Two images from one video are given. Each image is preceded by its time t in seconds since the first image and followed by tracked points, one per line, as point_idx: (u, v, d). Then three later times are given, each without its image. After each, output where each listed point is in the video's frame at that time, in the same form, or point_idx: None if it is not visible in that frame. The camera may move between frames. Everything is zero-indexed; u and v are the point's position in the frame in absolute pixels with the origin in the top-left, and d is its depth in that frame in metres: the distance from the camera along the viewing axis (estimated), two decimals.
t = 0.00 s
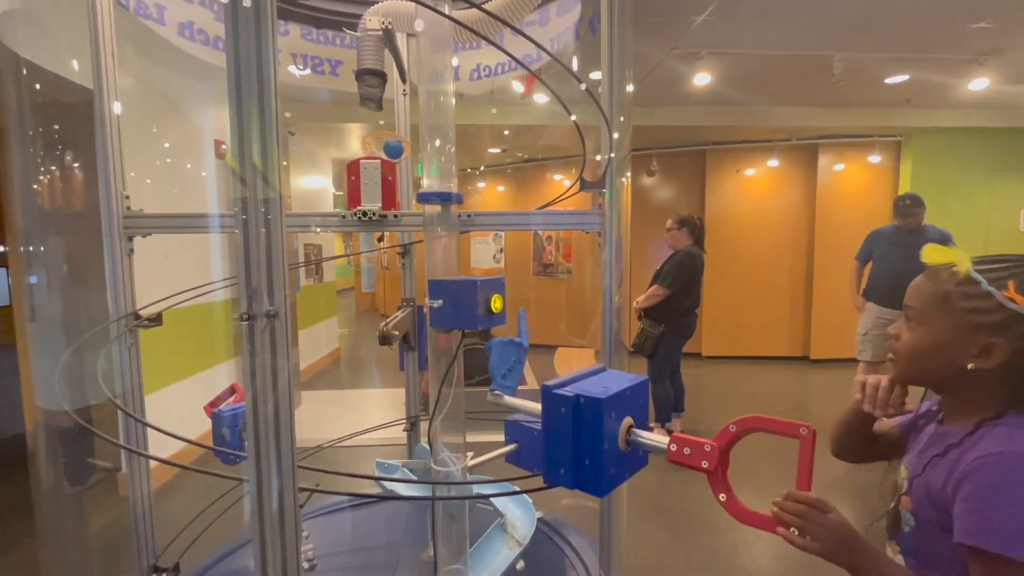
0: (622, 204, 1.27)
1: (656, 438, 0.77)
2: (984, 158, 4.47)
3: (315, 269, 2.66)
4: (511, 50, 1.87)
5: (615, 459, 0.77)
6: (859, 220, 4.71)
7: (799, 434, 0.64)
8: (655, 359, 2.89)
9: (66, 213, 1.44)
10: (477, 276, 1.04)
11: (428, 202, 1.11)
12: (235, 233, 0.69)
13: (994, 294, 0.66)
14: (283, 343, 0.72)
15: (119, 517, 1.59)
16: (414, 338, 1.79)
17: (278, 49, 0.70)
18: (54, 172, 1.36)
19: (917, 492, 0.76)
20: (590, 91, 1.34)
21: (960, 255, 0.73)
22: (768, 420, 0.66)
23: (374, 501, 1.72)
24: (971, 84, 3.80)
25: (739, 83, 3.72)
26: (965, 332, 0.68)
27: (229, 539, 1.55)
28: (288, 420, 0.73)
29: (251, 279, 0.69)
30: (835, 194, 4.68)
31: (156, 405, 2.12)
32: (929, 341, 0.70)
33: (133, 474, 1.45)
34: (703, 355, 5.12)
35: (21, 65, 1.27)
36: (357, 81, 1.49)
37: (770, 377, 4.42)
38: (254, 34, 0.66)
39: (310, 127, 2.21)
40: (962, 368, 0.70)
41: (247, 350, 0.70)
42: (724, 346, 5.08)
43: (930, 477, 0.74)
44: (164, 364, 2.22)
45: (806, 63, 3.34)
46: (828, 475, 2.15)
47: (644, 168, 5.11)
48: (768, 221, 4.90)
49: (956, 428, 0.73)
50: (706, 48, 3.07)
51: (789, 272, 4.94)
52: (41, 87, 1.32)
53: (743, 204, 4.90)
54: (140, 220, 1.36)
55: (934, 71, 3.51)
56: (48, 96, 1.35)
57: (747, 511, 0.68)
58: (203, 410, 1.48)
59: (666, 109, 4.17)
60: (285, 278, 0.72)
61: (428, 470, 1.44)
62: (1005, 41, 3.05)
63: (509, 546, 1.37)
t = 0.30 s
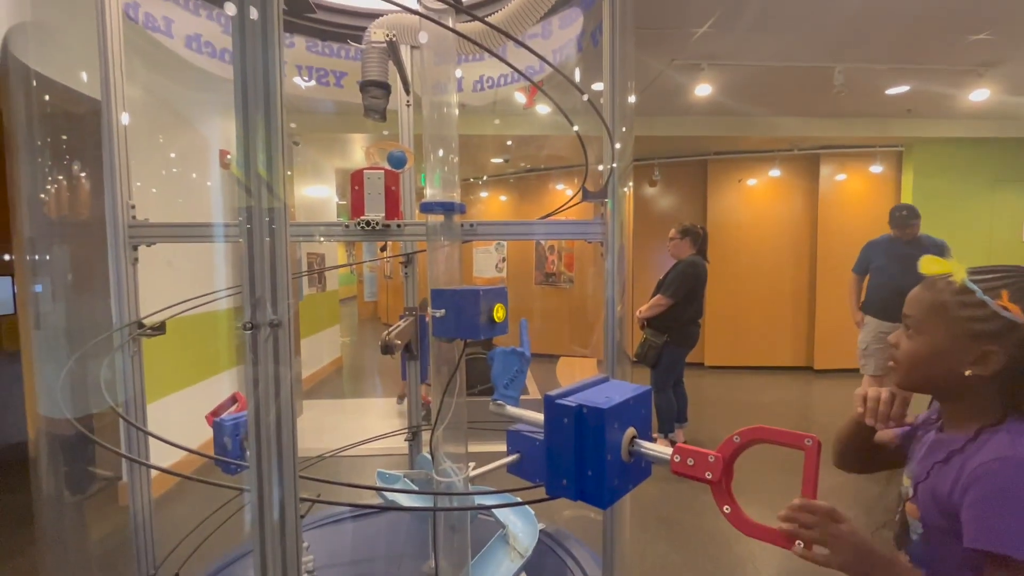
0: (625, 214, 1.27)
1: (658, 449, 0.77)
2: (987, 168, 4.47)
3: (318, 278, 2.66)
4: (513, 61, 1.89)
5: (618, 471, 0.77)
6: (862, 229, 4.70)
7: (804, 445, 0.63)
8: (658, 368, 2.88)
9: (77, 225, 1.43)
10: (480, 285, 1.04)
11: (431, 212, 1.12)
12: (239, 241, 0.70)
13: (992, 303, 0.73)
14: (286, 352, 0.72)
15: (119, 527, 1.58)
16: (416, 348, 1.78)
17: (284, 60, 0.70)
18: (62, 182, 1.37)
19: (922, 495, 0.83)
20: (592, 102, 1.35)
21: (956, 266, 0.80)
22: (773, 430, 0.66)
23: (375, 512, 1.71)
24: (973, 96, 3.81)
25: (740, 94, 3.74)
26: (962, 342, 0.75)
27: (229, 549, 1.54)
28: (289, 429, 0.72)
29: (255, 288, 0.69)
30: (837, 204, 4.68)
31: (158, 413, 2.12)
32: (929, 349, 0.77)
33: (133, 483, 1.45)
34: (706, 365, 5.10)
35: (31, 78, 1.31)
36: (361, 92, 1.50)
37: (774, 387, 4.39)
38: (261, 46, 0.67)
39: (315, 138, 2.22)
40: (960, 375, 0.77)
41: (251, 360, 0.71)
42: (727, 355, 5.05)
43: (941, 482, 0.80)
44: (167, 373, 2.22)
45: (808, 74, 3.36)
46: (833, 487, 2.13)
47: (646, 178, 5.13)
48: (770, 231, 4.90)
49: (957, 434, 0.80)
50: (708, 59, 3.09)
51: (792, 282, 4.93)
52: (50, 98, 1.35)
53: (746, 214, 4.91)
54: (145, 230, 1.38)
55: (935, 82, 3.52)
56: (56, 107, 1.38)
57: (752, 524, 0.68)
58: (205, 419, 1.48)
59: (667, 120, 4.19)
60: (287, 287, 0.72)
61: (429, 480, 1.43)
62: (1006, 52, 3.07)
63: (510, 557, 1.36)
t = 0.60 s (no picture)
0: (629, 220, 1.27)
1: (664, 456, 0.77)
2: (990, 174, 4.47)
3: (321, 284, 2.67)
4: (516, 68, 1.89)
5: (623, 478, 0.77)
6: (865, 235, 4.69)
7: (809, 453, 0.64)
8: (661, 374, 2.87)
9: (84, 231, 1.42)
10: (484, 291, 1.04)
11: (435, 218, 1.11)
12: (245, 247, 0.70)
13: (952, 314, 1.17)
14: (292, 358, 0.72)
15: (120, 533, 1.57)
16: (419, 354, 1.78)
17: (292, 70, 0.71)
18: (70, 188, 1.34)
19: (942, 487, 1.21)
20: (596, 108, 1.35)
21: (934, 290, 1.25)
22: (778, 437, 0.66)
23: (377, 518, 1.71)
24: (974, 103, 3.82)
25: (741, 102, 3.76)
26: (928, 343, 1.21)
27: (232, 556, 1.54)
28: (294, 435, 0.72)
29: (261, 294, 0.69)
30: (840, 210, 4.68)
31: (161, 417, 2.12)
32: (903, 351, 1.27)
33: (136, 490, 1.45)
34: (710, 372, 5.08)
35: (42, 86, 1.26)
36: (366, 99, 1.52)
37: (777, 394, 4.38)
38: (268, 54, 0.68)
39: (318, 144, 2.23)
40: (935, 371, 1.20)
41: (255, 365, 0.71)
42: (731, 362, 5.04)
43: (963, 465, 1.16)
44: (171, 377, 2.22)
45: (810, 82, 3.37)
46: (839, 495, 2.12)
47: (649, 185, 5.14)
48: (773, 237, 4.90)
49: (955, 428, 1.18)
50: (709, 67, 3.11)
51: (795, 288, 4.91)
52: (59, 106, 1.30)
53: (748, 220, 4.91)
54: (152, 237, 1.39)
55: (937, 89, 3.53)
56: (64, 115, 1.33)
57: (758, 532, 0.67)
58: (208, 425, 1.48)
59: (669, 127, 4.21)
60: (293, 293, 0.72)
61: (433, 487, 1.43)
62: (1007, 59, 3.07)
63: (514, 565, 1.35)
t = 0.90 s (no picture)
0: (632, 223, 1.27)
1: (667, 460, 0.76)
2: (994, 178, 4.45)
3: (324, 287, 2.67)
4: (520, 71, 1.90)
5: (626, 481, 0.77)
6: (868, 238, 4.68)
7: (814, 457, 0.63)
8: (664, 378, 2.86)
9: (90, 234, 1.43)
10: (488, 294, 1.04)
11: (439, 221, 1.12)
12: (251, 250, 0.70)
13: (904, 322, 1.00)
14: (296, 361, 0.72)
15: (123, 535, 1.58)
16: (422, 357, 1.78)
17: (297, 74, 0.72)
18: (76, 192, 1.36)
19: (945, 485, 0.95)
20: (599, 112, 1.36)
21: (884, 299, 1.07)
22: (783, 441, 0.66)
23: (380, 521, 1.71)
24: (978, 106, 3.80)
25: (744, 105, 3.76)
26: (893, 351, 1.00)
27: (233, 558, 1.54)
28: (298, 438, 0.72)
29: (266, 296, 0.70)
30: (844, 213, 4.66)
31: (165, 420, 2.13)
32: (868, 360, 1.04)
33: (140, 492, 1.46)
34: (713, 376, 5.07)
35: (51, 90, 1.27)
36: (370, 103, 1.52)
37: (781, 398, 4.37)
38: (275, 59, 0.68)
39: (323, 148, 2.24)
40: (896, 378, 1.01)
41: (260, 367, 0.71)
42: (734, 366, 5.02)
43: (968, 472, 0.93)
44: (176, 380, 2.23)
45: (812, 85, 3.37)
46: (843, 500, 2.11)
47: (651, 188, 5.14)
48: (776, 240, 4.89)
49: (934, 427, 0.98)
50: (712, 71, 3.11)
51: (798, 292, 4.90)
52: (67, 110, 1.32)
53: (751, 223, 4.90)
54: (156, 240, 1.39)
55: (940, 93, 3.53)
56: (73, 119, 1.35)
57: (763, 537, 0.67)
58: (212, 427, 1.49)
59: (672, 130, 4.21)
60: (299, 296, 0.72)
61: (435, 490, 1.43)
62: (1010, 62, 3.07)
63: (516, 569, 1.34)
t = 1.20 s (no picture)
0: (636, 224, 1.27)
1: (671, 460, 0.76)
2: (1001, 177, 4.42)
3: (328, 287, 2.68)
4: (524, 71, 1.90)
5: (630, 481, 0.77)
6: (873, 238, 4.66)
7: (818, 457, 0.64)
8: (668, 378, 2.86)
9: (98, 235, 1.43)
10: (492, 294, 1.05)
11: (443, 221, 1.12)
12: (256, 250, 0.70)
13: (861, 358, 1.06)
14: (300, 361, 0.72)
15: (129, 535, 1.60)
16: (425, 357, 1.79)
17: (303, 74, 0.72)
18: (84, 193, 1.35)
19: (877, 489, 1.10)
20: (602, 112, 1.36)
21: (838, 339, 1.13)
22: (787, 442, 0.66)
23: (384, 520, 1.71)
24: (985, 105, 3.78)
25: (748, 106, 3.75)
26: (858, 384, 1.05)
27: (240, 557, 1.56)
28: (302, 436, 0.72)
29: (271, 296, 0.70)
30: (849, 213, 4.64)
31: (172, 419, 2.15)
32: (838, 393, 1.08)
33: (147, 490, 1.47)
34: (716, 377, 5.05)
35: (58, 92, 1.27)
36: (374, 103, 1.53)
37: (785, 399, 4.35)
38: (280, 60, 0.69)
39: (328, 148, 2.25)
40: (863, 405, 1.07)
41: (265, 367, 0.71)
42: (737, 367, 5.01)
43: (890, 479, 1.07)
44: (181, 379, 2.24)
45: (817, 85, 3.36)
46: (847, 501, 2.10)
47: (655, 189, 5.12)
48: (780, 240, 4.87)
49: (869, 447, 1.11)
50: (715, 71, 3.11)
51: (803, 292, 4.88)
52: (75, 112, 1.32)
53: (756, 224, 4.88)
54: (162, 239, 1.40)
55: (946, 92, 3.51)
56: (80, 121, 1.35)
57: (766, 537, 0.67)
58: (217, 427, 1.50)
59: (676, 131, 4.20)
60: (303, 296, 0.73)
61: (439, 489, 1.43)
62: (1017, 61, 3.05)
63: (520, 568, 1.35)
